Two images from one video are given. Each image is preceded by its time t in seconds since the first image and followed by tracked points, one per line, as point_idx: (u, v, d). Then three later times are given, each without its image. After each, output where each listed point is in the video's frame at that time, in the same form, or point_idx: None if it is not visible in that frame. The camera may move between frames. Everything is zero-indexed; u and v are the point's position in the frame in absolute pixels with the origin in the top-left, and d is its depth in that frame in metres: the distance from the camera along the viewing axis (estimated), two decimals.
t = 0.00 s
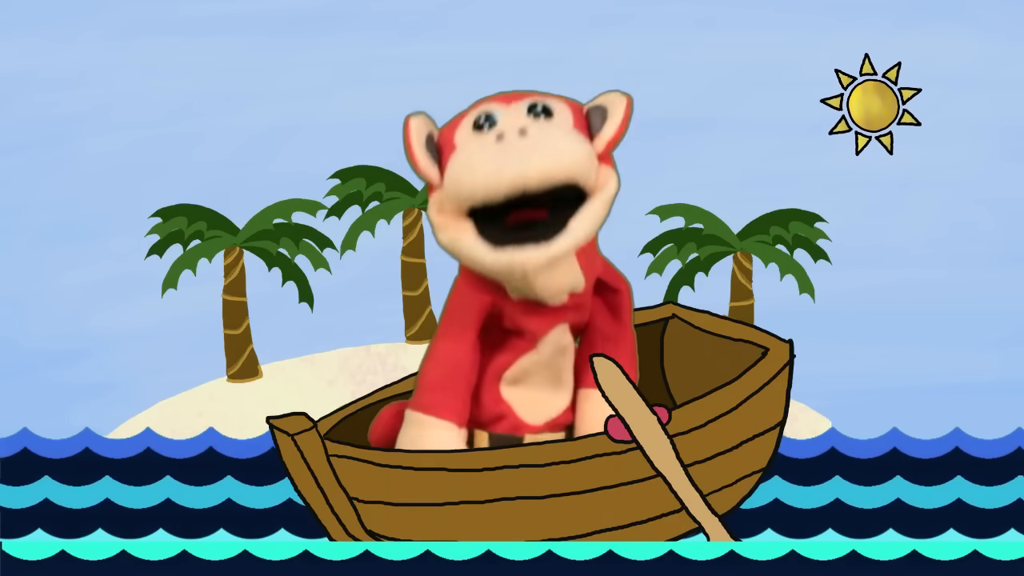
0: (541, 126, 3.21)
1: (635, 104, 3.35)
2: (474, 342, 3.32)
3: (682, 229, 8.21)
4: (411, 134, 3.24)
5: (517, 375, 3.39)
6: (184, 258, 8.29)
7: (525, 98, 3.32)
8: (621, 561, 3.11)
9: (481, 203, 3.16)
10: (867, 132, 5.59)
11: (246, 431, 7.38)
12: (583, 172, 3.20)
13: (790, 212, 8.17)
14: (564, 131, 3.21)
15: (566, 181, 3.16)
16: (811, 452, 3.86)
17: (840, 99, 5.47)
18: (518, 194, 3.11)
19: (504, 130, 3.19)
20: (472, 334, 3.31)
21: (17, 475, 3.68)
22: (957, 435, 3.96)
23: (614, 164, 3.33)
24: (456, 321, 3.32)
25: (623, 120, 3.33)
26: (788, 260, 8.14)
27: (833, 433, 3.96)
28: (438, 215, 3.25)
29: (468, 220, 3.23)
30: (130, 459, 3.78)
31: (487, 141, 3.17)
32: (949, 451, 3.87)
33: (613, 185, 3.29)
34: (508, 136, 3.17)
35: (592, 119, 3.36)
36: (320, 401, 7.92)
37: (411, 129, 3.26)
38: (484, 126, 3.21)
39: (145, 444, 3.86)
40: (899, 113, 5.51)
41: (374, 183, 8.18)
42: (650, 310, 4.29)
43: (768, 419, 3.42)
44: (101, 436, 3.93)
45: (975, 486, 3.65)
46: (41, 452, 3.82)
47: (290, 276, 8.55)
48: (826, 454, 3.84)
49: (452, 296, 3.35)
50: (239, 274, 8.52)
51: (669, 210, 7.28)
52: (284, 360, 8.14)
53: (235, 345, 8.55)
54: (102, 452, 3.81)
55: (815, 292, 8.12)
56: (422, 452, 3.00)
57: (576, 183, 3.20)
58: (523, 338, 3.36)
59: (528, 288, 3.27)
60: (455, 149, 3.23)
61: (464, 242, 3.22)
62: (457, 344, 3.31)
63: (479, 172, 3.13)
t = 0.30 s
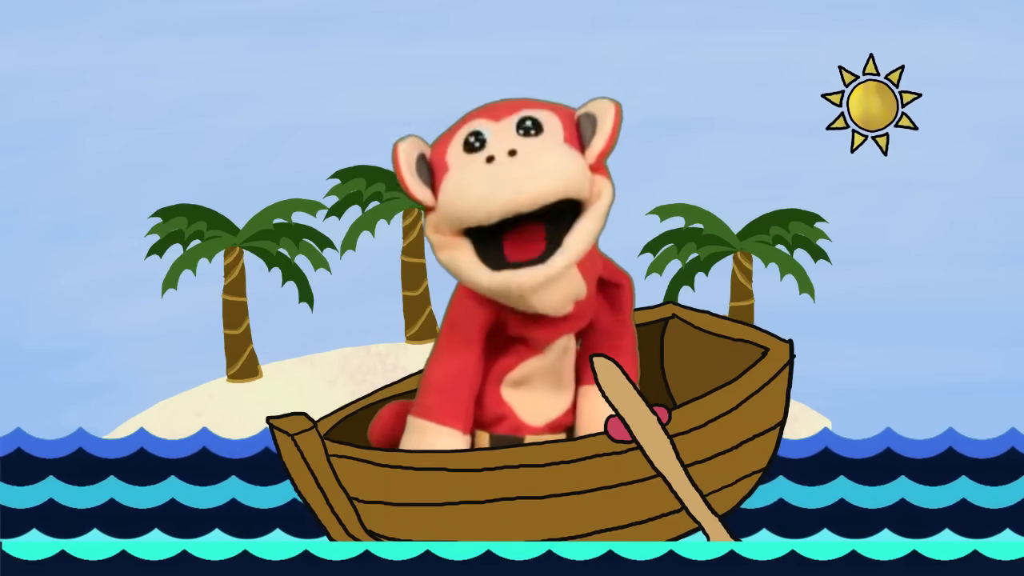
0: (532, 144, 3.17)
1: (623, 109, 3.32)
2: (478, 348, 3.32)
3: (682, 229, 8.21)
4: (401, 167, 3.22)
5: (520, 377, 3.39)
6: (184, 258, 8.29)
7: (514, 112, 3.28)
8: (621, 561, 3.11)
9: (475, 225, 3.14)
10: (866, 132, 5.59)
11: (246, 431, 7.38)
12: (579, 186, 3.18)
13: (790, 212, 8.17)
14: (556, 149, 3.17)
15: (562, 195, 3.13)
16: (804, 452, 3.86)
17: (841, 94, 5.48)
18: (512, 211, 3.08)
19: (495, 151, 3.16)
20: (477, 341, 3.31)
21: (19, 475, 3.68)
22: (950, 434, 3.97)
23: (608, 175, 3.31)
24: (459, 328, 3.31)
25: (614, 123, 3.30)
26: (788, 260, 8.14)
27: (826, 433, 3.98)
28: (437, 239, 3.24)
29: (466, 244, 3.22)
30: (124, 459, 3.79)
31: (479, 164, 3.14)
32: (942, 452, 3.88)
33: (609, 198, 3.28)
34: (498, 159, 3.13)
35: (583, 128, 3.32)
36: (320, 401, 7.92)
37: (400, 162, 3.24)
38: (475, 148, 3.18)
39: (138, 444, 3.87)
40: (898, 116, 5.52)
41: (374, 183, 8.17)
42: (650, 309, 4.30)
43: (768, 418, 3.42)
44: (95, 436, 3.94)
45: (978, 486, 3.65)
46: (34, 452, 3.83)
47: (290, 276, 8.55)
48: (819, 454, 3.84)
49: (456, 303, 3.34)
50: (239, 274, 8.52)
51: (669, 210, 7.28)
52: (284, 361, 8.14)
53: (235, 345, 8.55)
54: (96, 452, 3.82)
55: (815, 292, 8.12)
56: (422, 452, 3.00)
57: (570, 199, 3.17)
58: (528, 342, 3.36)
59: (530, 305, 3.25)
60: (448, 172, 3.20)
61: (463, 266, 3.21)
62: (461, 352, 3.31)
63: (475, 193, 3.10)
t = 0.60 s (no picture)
0: (628, 131, 3.25)
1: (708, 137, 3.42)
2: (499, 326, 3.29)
3: (682, 229, 8.21)
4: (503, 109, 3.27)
5: (524, 373, 3.39)
6: (184, 258, 8.29)
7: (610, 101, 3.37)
8: (621, 561, 3.10)
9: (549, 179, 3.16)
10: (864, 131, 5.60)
11: (246, 431, 7.38)
12: (651, 188, 3.25)
13: (790, 212, 8.18)
14: (642, 143, 3.25)
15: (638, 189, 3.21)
16: (813, 452, 3.86)
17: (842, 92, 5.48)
18: (599, 180, 3.13)
19: (593, 124, 3.23)
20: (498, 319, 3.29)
21: (17, 475, 3.68)
22: (960, 435, 3.95)
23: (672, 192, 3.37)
24: (479, 302, 3.31)
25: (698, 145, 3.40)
26: (788, 260, 8.14)
27: (835, 433, 3.96)
28: (501, 187, 3.24)
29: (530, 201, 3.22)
30: (132, 459, 3.78)
31: (577, 131, 3.19)
32: (951, 451, 3.86)
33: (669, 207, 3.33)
34: (597, 132, 3.20)
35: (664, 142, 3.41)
36: (320, 401, 7.92)
37: (502, 101, 3.28)
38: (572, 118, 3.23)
39: (147, 444, 3.86)
40: (895, 119, 5.52)
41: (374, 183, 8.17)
42: (650, 309, 4.30)
43: (768, 418, 3.43)
44: (103, 436, 3.94)
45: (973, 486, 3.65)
46: (43, 452, 3.82)
47: (290, 276, 8.55)
48: (829, 454, 3.84)
49: (479, 276, 3.34)
50: (239, 274, 8.52)
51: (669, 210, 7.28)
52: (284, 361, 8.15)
53: (235, 345, 8.56)
54: (104, 452, 3.81)
55: (815, 292, 8.12)
56: (422, 452, 3.00)
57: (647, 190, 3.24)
58: (540, 329, 3.36)
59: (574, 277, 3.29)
60: (538, 129, 3.22)
61: (522, 215, 3.20)
62: (478, 326, 3.28)
63: (567, 154, 3.14)
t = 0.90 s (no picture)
0: (598, 110, 3.27)
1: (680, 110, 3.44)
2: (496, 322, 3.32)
3: (682, 229, 8.21)
4: (473, 106, 3.29)
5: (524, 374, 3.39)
6: (184, 258, 8.29)
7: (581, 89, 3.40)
8: (621, 561, 3.10)
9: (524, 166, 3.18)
10: (862, 130, 5.61)
11: (246, 431, 7.38)
12: (627, 161, 3.25)
13: (790, 212, 8.18)
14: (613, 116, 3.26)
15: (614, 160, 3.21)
16: (819, 452, 3.86)
17: (845, 88, 5.48)
18: (573, 151, 3.13)
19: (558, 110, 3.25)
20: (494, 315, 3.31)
21: (13, 475, 3.67)
22: (967, 434, 3.95)
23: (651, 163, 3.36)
24: (473, 301, 3.33)
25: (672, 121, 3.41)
26: (788, 260, 8.14)
27: (842, 433, 3.96)
28: (479, 181, 3.25)
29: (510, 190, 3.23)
30: (139, 459, 3.77)
31: (544, 114, 3.22)
32: (958, 451, 3.86)
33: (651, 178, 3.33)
34: (568, 112, 3.22)
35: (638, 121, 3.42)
36: (319, 401, 7.92)
37: (470, 96, 3.31)
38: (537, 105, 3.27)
39: (154, 444, 3.85)
40: (893, 120, 5.52)
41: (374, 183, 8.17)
42: (650, 310, 4.30)
43: (768, 418, 3.43)
44: (110, 436, 3.93)
45: (968, 486, 3.65)
46: (50, 452, 3.82)
47: (290, 276, 8.55)
48: (835, 454, 3.83)
49: (468, 281, 3.37)
50: (239, 274, 8.52)
51: (669, 210, 7.28)
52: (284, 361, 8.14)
53: (235, 344, 8.56)
54: (112, 452, 3.81)
55: (815, 292, 8.12)
56: (422, 451, 3.00)
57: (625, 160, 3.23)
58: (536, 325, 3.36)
59: (561, 263, 3.27)
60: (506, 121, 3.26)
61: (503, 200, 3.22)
62: (477, 324, 3.30)
63: (535, 134, 3.15)
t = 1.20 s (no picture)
0: (567, 137, 3.23)
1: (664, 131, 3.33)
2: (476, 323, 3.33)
3: (682, 229, 8.21)
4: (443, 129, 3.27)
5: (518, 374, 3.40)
6: (184, 258, 8.29)
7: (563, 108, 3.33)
8: (621, 561, 3.11)
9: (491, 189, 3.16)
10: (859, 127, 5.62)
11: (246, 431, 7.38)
12: (601, 193, 3.19)
13: (790, 212, 8.18)
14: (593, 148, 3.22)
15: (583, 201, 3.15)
16: (816, 451, 3.85)
17: (845, 87, 5.49)
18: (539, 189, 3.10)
19: (534, 138, 3.20)
20: (472, 315, 3.32)
21: (16, 475, 3.67)
22: (962, 434, 3.94)
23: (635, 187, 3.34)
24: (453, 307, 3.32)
25: (653, 144, 3.33)
26: (788, 260, 8.15)
27: (837, 433, 3.95)
28: (454, 209, 3.24)
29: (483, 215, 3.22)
30: (135, 459, 3.77)
31: (514, 148, 3.17)
32: (953, 451, 3.85)
33: (633, 209, 3.30)
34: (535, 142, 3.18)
35: (621, 141, 3.37)
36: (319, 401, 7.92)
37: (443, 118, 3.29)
38: (517, 130, 3.23)
39: (149, 444, 3.84)
40: (890, 122, 5.52)
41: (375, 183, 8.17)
42: (650, 309, 4.30)
43: (768, 418, 3.43)
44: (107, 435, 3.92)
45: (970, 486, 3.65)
46: (45, 452, 3.80)
47: (290, 276, 8.55)
48: (831, 454, 3.83)
49: (454, 290, 3.36)
50: (239, 274, 8.52)
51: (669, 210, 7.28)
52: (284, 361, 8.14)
53: (235, 344, 8.56)
54: (107, 452, 3.80)
55: (815, 292, 8.12)
56: (422, 452, 3.00)
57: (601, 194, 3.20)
58: (522, 332, 3.35)
59: (532, 281, 3.25)
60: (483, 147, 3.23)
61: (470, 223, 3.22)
62: (461, 327, 3.32)
63: (513, 165, 3.13)
